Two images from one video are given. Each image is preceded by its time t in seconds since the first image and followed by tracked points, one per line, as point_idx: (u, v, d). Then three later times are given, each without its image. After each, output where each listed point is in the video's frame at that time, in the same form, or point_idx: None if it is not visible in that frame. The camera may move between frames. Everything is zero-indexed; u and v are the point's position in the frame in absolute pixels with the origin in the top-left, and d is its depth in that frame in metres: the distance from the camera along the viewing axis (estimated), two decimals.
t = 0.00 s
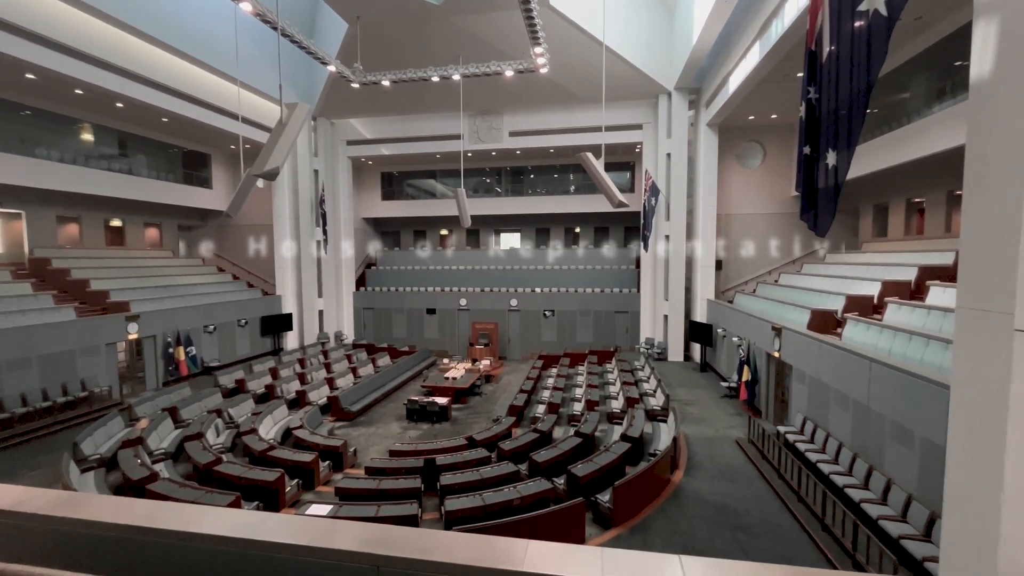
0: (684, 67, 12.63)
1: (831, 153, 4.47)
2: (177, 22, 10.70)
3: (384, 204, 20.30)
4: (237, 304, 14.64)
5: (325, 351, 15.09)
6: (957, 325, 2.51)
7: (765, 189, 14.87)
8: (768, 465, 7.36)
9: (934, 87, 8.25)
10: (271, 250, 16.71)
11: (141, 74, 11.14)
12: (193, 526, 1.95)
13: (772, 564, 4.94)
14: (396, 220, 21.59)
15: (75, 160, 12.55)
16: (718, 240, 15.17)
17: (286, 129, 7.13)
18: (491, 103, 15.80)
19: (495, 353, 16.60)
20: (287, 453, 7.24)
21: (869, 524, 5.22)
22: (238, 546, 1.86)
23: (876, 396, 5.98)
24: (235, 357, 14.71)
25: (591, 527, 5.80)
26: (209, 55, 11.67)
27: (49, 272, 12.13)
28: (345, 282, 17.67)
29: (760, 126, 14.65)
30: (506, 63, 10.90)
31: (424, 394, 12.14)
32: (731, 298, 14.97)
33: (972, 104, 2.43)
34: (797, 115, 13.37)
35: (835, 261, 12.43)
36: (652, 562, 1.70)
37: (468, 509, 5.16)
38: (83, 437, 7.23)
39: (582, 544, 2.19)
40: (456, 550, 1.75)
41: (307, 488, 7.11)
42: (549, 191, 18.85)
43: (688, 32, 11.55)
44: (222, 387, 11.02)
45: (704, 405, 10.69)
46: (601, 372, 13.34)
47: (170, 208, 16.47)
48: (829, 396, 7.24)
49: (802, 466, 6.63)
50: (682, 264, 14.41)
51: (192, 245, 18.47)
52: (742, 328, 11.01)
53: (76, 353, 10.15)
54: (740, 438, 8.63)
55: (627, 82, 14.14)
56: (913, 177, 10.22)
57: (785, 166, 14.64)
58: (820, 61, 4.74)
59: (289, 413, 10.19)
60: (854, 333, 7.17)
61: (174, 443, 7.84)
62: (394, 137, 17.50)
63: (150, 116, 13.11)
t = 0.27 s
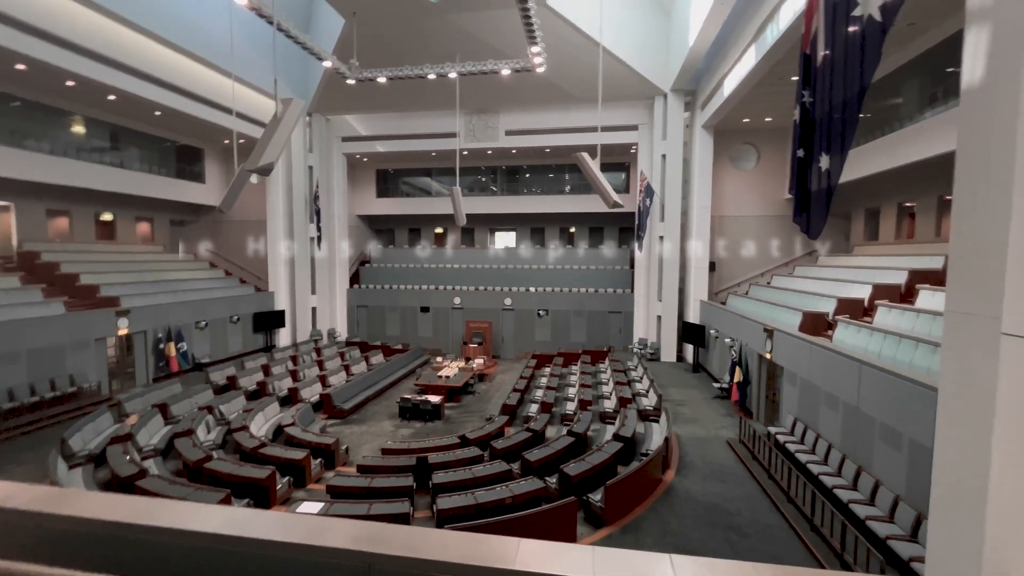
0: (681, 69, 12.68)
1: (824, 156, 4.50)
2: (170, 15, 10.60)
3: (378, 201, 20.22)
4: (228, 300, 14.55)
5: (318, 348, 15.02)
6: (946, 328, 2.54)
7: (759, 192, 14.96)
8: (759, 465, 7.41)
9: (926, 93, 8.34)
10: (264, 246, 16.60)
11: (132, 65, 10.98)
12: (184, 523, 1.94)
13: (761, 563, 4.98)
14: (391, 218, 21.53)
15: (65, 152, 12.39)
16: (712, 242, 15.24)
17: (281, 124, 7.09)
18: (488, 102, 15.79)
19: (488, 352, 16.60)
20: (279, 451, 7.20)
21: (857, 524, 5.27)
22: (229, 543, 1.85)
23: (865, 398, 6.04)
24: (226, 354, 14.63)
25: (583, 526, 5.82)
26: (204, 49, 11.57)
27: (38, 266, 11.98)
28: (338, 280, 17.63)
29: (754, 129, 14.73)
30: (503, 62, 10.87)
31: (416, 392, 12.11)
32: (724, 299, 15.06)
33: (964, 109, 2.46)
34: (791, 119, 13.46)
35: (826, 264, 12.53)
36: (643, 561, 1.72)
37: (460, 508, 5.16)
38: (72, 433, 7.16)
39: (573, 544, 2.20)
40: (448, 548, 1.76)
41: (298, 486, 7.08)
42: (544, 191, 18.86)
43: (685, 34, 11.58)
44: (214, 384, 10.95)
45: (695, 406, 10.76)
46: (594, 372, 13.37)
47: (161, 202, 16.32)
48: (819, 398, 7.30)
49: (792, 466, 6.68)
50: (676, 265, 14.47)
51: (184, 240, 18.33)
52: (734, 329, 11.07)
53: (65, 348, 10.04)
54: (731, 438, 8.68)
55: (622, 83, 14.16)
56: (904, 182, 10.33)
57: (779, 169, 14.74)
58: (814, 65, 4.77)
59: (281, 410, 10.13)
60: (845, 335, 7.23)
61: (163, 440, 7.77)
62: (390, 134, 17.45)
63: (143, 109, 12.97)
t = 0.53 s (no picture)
0: (685, 69, 12.64)
1: (828, 158, 4.48)
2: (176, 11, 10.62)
3: (381, 199, 20.24)
4: (231, 297, 14.80)
5: (319, 345, 15.05)
6: (949, 332, 2.53)
7: (762, 193, 14.93)
8: (759, 467, 7.40)
9: (931, 96, 8.30)
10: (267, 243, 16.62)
11: (137, 61, 10.99)
12: (185, 517, 1.95)
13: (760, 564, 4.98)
14: (393, 216, 21.55)
15: (70, 147, 12.44)
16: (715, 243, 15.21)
17: (285, 121, 7.09)
18: (492, 101, 15.77)
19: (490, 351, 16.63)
20: (280, 447, 7.23)
21: (857, 527, 5.26)
22: (230, 538, 1.86)
23: (867, 400, 6.03)
24: (228, 351, 14.96)
25: (583, 525, 5.83)
26: (208, 45, 11.59)
27: (42, 260, 12.02)
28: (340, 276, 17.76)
29: (758, 130, 14.70)
30: (507, 61, 10.86)
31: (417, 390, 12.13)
32: (726, 300, 15.04)
33: (970, 111, 2.45)
34: (795, 120, 13.42)
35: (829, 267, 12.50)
36: (642, 561, 1.72)
37: (460, 506, 5.17)
38: (75, 427, 7.22)
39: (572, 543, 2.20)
40: (447, 546, 1.76)
41: (299, 482, 7.10)
42: (547, 190, 18.85)
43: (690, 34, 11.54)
44: (216, 379, 11.00)
45: (696, 407, 10.75)
46: (595, 372, 13.37)
47: (165, 197, 16.38)
48: (820, 400, 7.29)
49: (792, 468, 6.67)
50: (678, 266, 14.45)
51: (188, 236, 18.39)
52: (736, 330, 11.06)
53: (68, 342, 10.07)
54: (732, 440, 8.67)
55: (627, 83, 14.14)
56: (909, 185, 10.29)
57: (783, 170, 14.70)
58: (819, 66, 4.76)
59: (282, 406, 10.16)
60: (847, 338, 7.21)
61: (165, 435, 7.81)
62: (393, 132, 17.46)
63: (148, 105, 13.01)
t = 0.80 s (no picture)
0: (685, 70, 12.65)
1: (826, 161, 4.49)
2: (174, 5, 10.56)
3: (379, 196, 20.20)
4: (227, 293, 14.50)
5: (316, 342, 15.02)
6: (942, 334, 2.54)
7: (760, 195, 14.98)
8: (754, 467, 7.43)
9: (929, 100, 8.34)
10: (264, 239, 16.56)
11: (135, 54, 10.94)
12: (179, 513, 1.96)
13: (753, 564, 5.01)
14: (392, 213, 21.51)
15: (66, 141, 12.39)
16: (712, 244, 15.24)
17: (283, 117, 7.07)
18: (491, 100, 15.76)
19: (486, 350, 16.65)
20: (275, 444, 7.22)
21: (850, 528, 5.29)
22: (225, 535, 1.86)
23: (862, 402, 6.05)
24: (225, 347, 14.68)
25: (578, 524, 5.84)
26: (207, 40, 11.52)
27: (37, 254, 11.96)
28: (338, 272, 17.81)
29: (757, 132, 14.73)
30: (507, 60, 10.85)
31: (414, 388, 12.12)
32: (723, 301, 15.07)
33: (966, 116, 2.46)
34: (793, 123, 13.45)
35: (825, 268, 12.55)
36: (635, 559, 1.73)
37: (455, 504, 5.18)
38: (68, 423, 7.18)
39: (566, 541, 2.21)
40: (441, 544, 1.77)
41: (294, 479, 7.10)
42: (546, 189, 18.85)
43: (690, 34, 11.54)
44: (211, 376, 10.96)
45: (692, 407, 10.77)
46: (591, 371, 13.38)
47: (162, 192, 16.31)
48: (816, 402, 7.31)
49: (787, 469, 6.70)
50: (676, 267, 14.47)
51: (185, 231, 18.33)
52: (732, 331, 11.09)
53: (63, 337, 10.03)
54: (727, 440, 8.70)
55: (626, 83, 14.15)
56: (905, 189, 10.35)
57: (781, 172, 14.73)
58: (818, 69, 4.77)
59: (278, 403, 10.14)
60: (843, 340, 7.24)
61: (160, 431, 7.79)
62: (392, 130, 17.44)
63: (145, 99, 12.96)
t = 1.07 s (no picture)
0: (683, 74, 12.70)
1: (822, 166, 4.51)
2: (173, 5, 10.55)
3: (378, 198, 20.20)
4: (224, 293, 14.51)
5: (313, 344, 14.97)
6: (937, 340, 2.55)
7: (757, 200, 15.03)
8: (750, 471, 7.43)
9: (925, 106, 8.39)
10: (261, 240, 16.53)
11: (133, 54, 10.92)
12: (174, 516, 1.95)
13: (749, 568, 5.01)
14: (390, 215, 21.51)
15: (64, 140, 12.36)
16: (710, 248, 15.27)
17: (282, 118, 7.06)
18: (490, 103, 15.79)
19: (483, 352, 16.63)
20: (271, 446, 7.20)
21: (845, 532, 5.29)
22: (219, 537, 1.86)
23: (857, 406, 6.07)
24: (221, 348, 14.61)
25: (574, 528, 5.84)
26: (206, 40, 11.51)
27: (33, 253, 11.91)
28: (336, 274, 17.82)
29: (754, 137, 14.80)
30: (507, 63, 10.88)
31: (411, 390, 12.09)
32: (720, 305, 15.10)
33: (961, 123, 2.48)
34: (791, 128, 13.51)
35: (822, 273, 12.59)
36: (630, 563, 1.73)
37: (451, 507, 5.17)
38: (62, 423, 7.13)
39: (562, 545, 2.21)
40: (437, 547, 1.76)
41: (289, 481, 7.07)
42: (544, 193, 18.88)
43: (689, 39, 11.58)
44: (207, 377, 10.92)
45: (689, 411, 10.77)
46: (588, 375, 13.38)
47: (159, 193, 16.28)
48: (812, 406, 7.33)
49: (783, 473, 6.71)
50: (673, 271, 14.50)
51: (181, 232, 18.28)
52: (729, 335, 11.11)
53: (57, 337, 9.98)
54: (724, 444, 8.70)
55: (625, 88, 14.20)
56: (901, 195, 10.40)
57: (778, 177, 14.79)
58: (815, 75, 4.80)
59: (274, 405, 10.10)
60: (839, 344, 7.26)
61: (155, 432, 7.75)
62: (391, 132, 17.47)
63: (143, 99, 12.95)
